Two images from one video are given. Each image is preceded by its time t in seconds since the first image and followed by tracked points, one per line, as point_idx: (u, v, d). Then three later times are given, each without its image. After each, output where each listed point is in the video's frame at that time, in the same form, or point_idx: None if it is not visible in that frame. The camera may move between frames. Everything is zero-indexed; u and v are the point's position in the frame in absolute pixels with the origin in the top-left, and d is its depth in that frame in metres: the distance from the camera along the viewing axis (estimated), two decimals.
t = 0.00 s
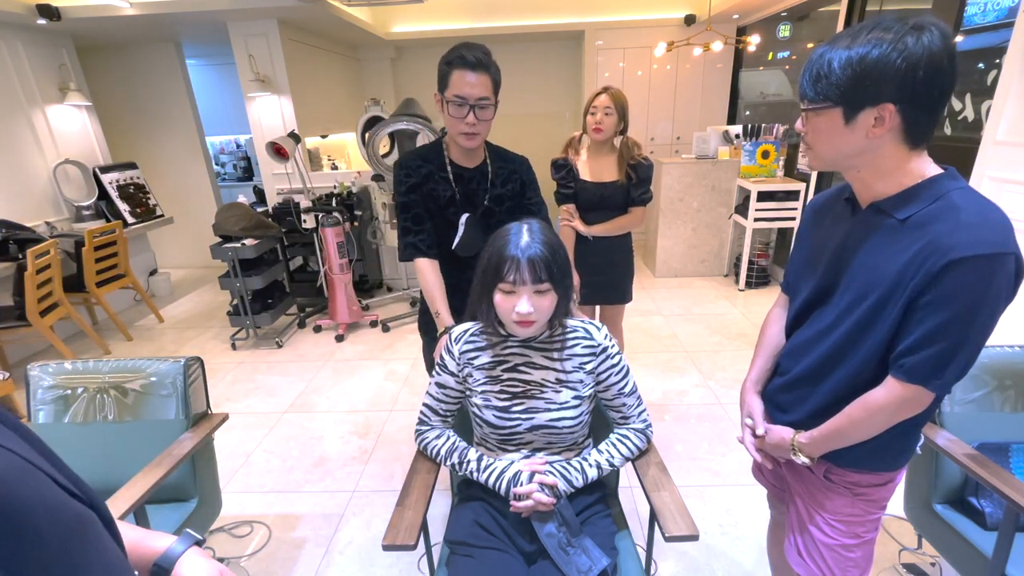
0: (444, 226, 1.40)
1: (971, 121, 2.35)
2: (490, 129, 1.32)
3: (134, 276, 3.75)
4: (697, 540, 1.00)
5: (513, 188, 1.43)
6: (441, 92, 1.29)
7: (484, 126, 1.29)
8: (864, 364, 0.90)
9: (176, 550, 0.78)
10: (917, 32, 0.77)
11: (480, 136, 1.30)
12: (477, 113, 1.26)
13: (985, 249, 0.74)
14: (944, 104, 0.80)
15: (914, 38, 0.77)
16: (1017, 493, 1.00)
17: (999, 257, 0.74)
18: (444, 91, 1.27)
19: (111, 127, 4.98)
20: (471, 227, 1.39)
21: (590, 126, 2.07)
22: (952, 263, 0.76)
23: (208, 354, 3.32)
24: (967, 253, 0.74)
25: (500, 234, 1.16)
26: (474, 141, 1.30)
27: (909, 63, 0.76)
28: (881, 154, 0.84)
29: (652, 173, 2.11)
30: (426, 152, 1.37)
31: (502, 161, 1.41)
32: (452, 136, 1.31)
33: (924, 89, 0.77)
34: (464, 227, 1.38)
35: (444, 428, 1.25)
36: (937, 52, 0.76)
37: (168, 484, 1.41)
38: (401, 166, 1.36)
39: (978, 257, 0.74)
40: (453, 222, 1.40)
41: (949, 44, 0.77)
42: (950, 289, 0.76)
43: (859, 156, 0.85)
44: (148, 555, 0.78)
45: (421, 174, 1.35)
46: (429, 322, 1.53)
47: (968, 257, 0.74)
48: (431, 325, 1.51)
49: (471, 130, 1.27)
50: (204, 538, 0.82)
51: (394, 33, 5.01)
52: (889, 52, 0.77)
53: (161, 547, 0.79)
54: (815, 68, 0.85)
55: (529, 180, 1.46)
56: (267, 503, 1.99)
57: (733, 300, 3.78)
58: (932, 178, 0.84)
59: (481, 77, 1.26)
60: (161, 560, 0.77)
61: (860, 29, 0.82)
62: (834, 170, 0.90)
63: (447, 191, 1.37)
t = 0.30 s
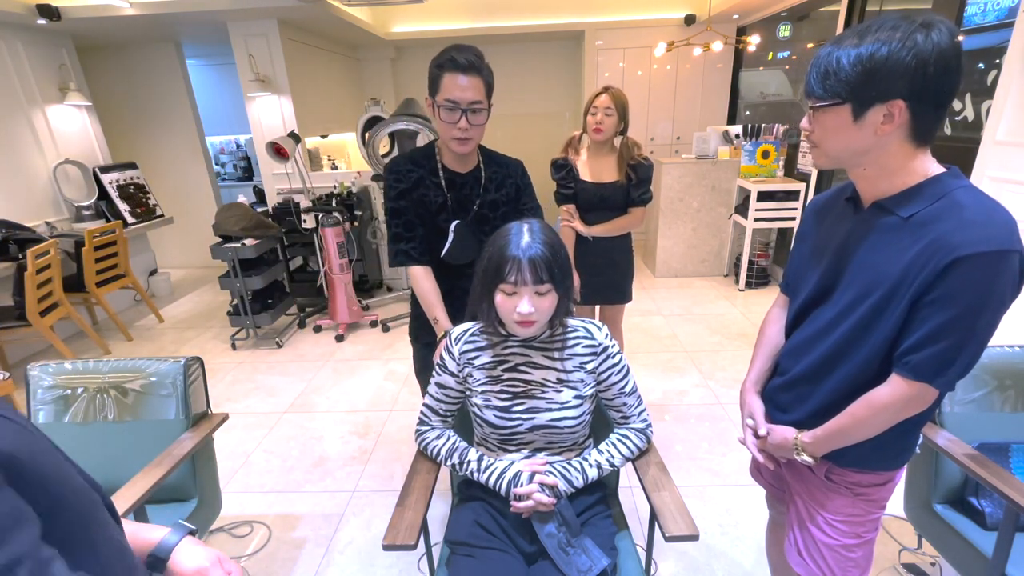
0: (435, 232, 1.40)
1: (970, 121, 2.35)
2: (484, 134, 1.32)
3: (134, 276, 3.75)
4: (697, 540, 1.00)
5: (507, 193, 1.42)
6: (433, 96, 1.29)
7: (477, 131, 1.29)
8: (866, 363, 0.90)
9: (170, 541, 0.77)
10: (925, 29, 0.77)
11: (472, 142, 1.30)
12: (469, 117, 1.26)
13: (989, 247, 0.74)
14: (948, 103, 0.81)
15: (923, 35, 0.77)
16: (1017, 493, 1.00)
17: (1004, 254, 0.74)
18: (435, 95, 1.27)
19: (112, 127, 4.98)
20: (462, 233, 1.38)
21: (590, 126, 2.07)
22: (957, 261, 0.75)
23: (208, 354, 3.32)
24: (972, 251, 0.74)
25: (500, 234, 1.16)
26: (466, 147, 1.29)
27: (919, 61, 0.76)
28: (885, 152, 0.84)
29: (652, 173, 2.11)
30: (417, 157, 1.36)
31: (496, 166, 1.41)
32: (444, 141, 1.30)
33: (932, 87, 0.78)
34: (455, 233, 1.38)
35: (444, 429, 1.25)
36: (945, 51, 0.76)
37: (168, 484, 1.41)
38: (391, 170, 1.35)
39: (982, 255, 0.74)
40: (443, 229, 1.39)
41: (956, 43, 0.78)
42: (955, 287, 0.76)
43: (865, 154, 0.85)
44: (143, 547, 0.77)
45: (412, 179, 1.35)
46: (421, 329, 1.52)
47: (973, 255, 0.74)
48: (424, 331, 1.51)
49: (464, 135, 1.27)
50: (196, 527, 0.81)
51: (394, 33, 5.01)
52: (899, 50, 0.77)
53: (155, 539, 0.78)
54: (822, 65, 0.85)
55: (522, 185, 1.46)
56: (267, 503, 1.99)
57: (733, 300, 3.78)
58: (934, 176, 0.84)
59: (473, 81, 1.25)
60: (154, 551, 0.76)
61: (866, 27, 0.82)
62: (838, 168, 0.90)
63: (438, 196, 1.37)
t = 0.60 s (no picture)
0: (431, 233, 1.39)
1: (970, 121, 2.35)
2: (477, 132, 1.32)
3: (134, 276, 3.75)
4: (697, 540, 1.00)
5: (505, 192, 1.42)
6: (425, 94, 1.28)
7: (471, 129, 1.29)
8: (870, 361, 0.90)
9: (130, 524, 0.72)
10: (923, 30, 0.77)
11: (465, 140, 1.30)
12: (462, 115, 1.26)
13: (997, 243, 0.74)
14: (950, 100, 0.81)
15: (922, 36, 0.77)
16: (1017, 493, 0.99)
17: (1013, 250, 0.74)
18: (428, 94, 1.27)
19: (112, 127, 4.98)
20: (459, 232, 1.38)
21: (590, 126, 2.07)
22: (966, 257, 0.75)
23: (208, 354, 3.32)
24: (980, 247, 0.74)
25: (500, 234, 1.15)
26: (459, 146, 1.29)
27: (921, 61, 0.76)
28: (889, 152, 0.84)
29: (652, 173, 2.11)
30: (413, 157, 1.36)
31: (493, 165, 1.40)
32: (438, 140, 1.31)
33: (934, 86, 0.78)
34: (453, 232, 1.38)
35: (444, 428, 1.25)
36: (945, 50, 0.77)
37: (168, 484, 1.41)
38: (387, 171, 1.35)
39: (991, 252, 0.74)
40: (440, 229, 1.39)
41: (955, 41, 0.78)
42: (964, 283, 0.76)
43: (868, 155, 0.85)
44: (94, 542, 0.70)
45: (407, 179, 1.35)
46: (420, 330, 1.52)
47: (981, 251, 0.74)
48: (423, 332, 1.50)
49: (457, 134, 1.27)
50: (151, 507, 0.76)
51: (394, 33, 5.01)
52: (899, 52, 0.77)
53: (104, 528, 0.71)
54: (821, 70, 0.85)
55: (520, 184, 1.45)
56: (267, 504, 1.99)
57: (733, 300, 3.78)
58: (939, 175, 0.84)
59: (466, 79, 1.25)
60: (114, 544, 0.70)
61: (865, 29, 0.83)
62: (842, 169, 0.90)
63: (434, 196, 1.36)
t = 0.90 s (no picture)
0: (430, 231, 1.39)
1: (970, 121, 2.35)
2: (473, 128, 1.32)
3: (134, 276, 3.75)
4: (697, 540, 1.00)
5: (505, 190, 1.41)
6: (423, 92, 1.28)
7: (467, 126, 1.29)
8: (875, 362, 0.90)
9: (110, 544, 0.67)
10: (927, 30, 0.77)
11: (462, 136, 1.30)
12: (458, 111, 1.26)
13: (1007, 242, 0.74)
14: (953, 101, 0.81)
15: (926, 36, 0.77)
16: (1018, 493, 0.99)
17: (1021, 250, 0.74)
18: (425, 91, 1.27)
19: (112, 127, 4.98)
20: (457, 230, 1.38)
21: (586, 125, 2.07)
22: (975, 257, 0.75)
23: (208, 354, 3.32)
24: (988, 247, 0.75)
25: (502, 234, 1.15)
26: (456, 143, 1.29)
27: (925, 61, 0.76)
28: (891, 152, 0.84)
29: (649, 174, 2.12)
30: (413, 155, 1.37)
31: (491, 163, 1.40)
32: (435, 137, 1.31)
33: (938, 86, 0.78)
34: (450, 230, 1.38)
35: (445, 429, 1.25)
36: (948, 51, 0.77)
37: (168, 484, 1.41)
38: (386, 169, 1.36)
39: (1000, 251, 0.74)
40: (438, 227, 1.39)
41: (957, 42, 0.78)
42: (973, 282, 0.76)
43: (871, 156, 0.85)
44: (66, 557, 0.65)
45: (405, 177, 1.35)
46: (419, 331, 1.52)
47: (990, 251, 0.74)
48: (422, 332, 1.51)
49: (454, 130, 1.27)
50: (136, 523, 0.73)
51: (394, 33, 5.02)
52: (903, 52, 0.77)
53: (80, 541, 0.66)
54: (825, 70, 0.85)
55: (520, 181, 1.45)
56: (267, 504, 1.99)
57: (733, 300, 3.78)
58: (943, 175, 0.84)
59: (463, 76, 1.25)
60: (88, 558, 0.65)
61: (868, 29, 0.83)
62: (844, 170, 0.90)
63: (433, 194, 1.36)
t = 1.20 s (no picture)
0: (430, 230, 1.39)
1: (971, 121, 2.35)
2: (473, 127, 1.31)
3: (135, 276, 3.75)
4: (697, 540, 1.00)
5: (507, 189, 1.41)
6: (421, 90, 1.29)
7: (465, 124, 1.28)
8: (875, 362, 0.90)
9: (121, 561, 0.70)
10: (939, 27, 0.77)
11: (461, 134, 1.29)
12: (456, 110, 1.25)
13: (1006, 242, 0.74)
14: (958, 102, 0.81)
15: (938, 33, 0.77)
16: (1017, 493, 0.99)
17: (1019, 249, 0.74)
18: (423, 89, 1.27)
19: (112, 127, 4.98)
20: (457, 229, 1.38)
21: (582, 130, 2.04)
22: (975, 257, 0.75)
23: (208, 354, 3.32)
24: (988, 247, 0.75)
25: (500, 234, 1.15)
26: (453, 141, 1.29)
27: (934, 58, 0.76)
28: (892, 150, 0.84)
29: (641, 173, 2.16)
30: (413, 154, 1.37)
31: (492, 162, 1.40)
32: (434, 136, 1.31)
33: (945, 85, 0.78)
34: (451, 229, 1.37)
35: (445, 429, 1.25)
36: (958, 50, 0.77)
37: (169, 484, 1.41)
38: (386, 169, 1.36)
39: (1000, 251, 0.74)
40: (438, 226, 1.39)
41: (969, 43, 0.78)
42: (973, 283, 0.76)
43: (871, 152, 0.85)
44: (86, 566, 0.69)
45: (406, 176, 1.35)
46: (420, 331, 1.52)
47: (989, 251, 0.74)
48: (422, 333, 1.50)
49: (451, 128, 1.27)
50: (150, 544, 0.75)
51: (394, 33, 5.02)
52: (913, 48, 0.77)
53: (102, 556, 0.70)
54: (834, 61, 0.85)
55: (520, 179, 1.44)
56: (267, 504, 1.99)
57: (733, 300, 3.78)
58: (942, 175, 0.84)
59: (461, 74, 1.25)
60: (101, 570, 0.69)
61: (882, 25, 0.82)
62: (845, 167, 0.90)
63: (433, 193, 1.36)
